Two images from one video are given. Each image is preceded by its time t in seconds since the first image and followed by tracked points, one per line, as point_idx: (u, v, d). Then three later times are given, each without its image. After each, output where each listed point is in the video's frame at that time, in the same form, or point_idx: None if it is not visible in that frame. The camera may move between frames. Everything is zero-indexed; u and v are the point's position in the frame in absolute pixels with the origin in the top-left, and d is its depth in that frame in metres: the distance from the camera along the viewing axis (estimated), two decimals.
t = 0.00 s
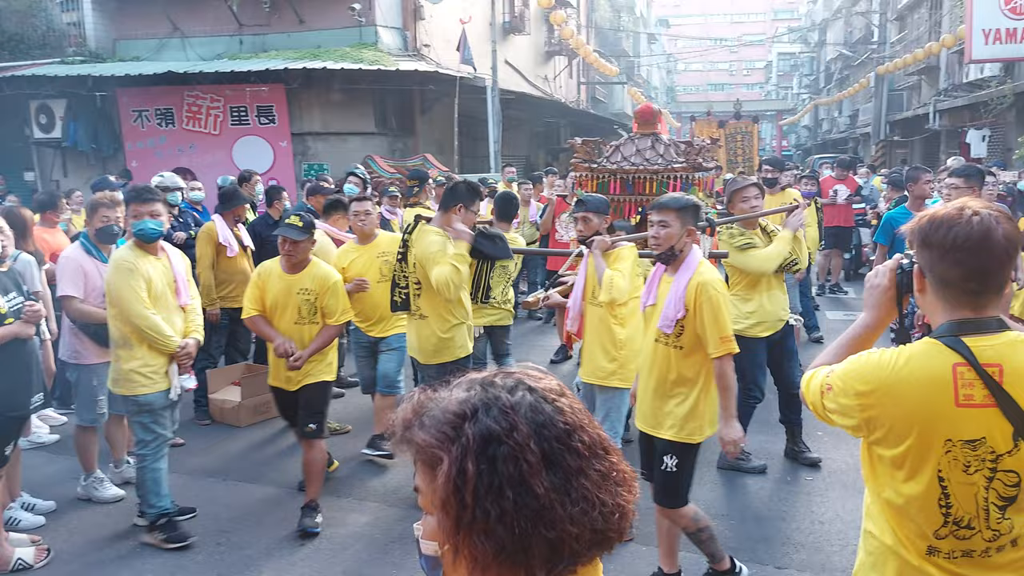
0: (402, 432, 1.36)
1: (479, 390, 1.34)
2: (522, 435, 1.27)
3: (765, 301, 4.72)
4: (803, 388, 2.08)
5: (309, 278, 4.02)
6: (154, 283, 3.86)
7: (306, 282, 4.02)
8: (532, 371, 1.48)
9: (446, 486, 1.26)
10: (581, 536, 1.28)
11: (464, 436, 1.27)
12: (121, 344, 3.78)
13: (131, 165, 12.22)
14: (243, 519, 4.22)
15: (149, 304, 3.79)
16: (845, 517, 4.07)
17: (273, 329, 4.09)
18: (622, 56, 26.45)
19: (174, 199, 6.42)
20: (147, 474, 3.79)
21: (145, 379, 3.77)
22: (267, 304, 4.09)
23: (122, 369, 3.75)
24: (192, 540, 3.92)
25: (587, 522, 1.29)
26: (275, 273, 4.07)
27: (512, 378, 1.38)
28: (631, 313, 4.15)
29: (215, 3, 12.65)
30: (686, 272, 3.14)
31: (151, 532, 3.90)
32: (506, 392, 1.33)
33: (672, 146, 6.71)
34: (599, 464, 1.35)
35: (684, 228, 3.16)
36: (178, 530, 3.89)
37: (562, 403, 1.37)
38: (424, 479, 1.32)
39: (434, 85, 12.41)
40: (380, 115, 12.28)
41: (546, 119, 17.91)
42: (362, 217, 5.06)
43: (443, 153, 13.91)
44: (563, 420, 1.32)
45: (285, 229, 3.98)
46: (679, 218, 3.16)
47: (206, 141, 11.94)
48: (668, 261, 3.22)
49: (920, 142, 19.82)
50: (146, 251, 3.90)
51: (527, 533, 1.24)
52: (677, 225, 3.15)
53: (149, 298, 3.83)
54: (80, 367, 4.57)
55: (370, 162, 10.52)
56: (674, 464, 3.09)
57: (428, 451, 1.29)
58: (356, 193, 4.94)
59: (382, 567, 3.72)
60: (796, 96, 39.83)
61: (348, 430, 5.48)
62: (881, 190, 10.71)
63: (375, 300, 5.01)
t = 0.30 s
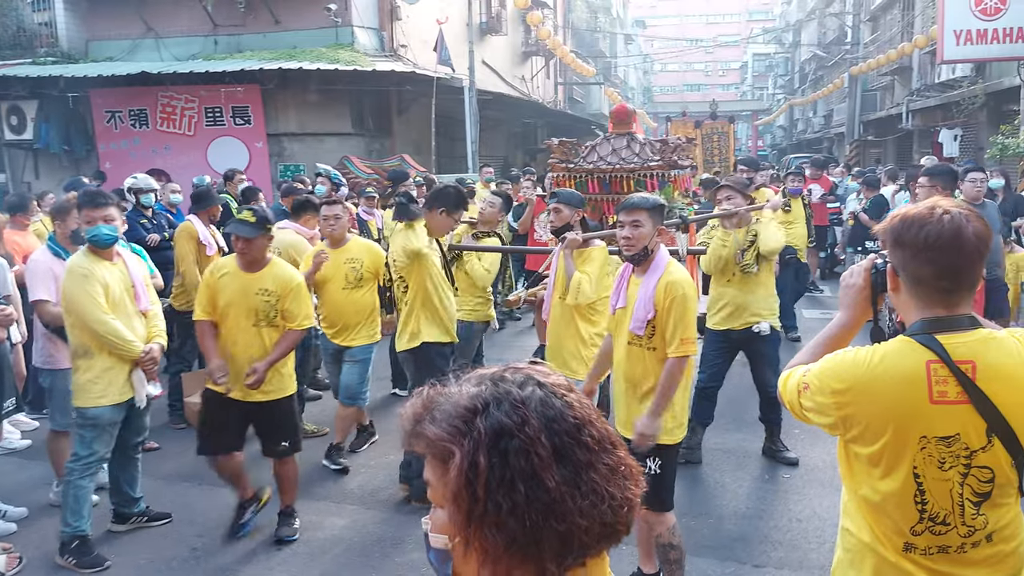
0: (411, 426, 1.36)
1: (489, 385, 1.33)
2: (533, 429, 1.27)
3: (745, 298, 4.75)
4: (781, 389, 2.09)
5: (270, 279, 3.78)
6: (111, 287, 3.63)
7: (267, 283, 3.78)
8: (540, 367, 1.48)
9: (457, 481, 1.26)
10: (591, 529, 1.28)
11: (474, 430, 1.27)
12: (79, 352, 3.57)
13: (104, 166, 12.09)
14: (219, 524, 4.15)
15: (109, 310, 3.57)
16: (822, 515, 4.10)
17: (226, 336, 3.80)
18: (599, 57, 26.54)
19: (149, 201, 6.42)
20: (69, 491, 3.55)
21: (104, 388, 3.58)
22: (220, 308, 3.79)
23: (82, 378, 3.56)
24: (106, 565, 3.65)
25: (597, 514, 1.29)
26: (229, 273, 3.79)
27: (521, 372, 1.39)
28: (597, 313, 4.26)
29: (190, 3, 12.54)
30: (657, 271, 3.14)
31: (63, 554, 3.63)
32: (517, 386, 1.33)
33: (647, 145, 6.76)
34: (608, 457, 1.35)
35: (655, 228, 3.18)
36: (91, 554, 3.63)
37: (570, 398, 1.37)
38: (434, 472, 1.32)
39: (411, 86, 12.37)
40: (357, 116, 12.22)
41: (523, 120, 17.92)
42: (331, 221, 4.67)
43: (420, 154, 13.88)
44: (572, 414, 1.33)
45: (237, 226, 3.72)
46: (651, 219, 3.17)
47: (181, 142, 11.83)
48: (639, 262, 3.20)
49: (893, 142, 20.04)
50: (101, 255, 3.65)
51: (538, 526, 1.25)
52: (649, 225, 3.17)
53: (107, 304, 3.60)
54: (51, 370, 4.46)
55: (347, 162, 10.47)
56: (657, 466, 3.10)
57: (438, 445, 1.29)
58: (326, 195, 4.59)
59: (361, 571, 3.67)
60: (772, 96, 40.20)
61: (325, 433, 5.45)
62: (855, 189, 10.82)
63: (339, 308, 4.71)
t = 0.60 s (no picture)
0: (409, 435, 1.27)
1: (494, 387, 1.26)
2: (543, 432, 1.20)
3: (716, 296, 4.76)
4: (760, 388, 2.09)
5: (190, 297, 3.28)
6: (67, 294, 3.54)
7: (188, 303, 3.28)
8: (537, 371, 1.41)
9: (467, 489, 1.18)
10: (605, 534, 1.21)
11: (482, 436, 1.20)
12: (36, 360, 3.49)
13: (81, 167, 11.96)
14: (198, 528, 4.11)
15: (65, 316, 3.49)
16: (802, 512, 4.12)
17: (148, 370, 3.31)
18: (580, 57, 26.62)
19: (126, 202, 6.37)
20: (42, 498, 3.48)
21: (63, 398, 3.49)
22: (139, 341, 3.30)
23: (40, 388, 3.47)
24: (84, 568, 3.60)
25: (612, 518, 1.22)
26: (145, 298, 3.30)
27: (523, 374, 1.31)
28: (577, 311, 4.28)
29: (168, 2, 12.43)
30: (637, 270, 3.13)
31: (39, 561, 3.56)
32: (523, 388, 1.26)
33: (624, 145, 6.76)
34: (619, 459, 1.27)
35: (638, 229, 3.19)
36: (69, 559, 3.57)
37: (576, 400, 1.30)
38: (439, 481, 1.23)
39: (391, 86, 12.33)
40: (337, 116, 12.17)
41: (504, 120, 17.92)
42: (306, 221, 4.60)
43: (401, 154, 13.85)
44: (580, 416, 1.26)
45: (145, 243, 3.23)
46: (634, 219, 3.18)
47: (159, 143, 11.72)
48: (621, 262, 3.20)
49: (871, 142, 20.21)
50: (57, 261, 3.57)
51: (553, 534, 1.18)
52: (632, 225, 3.18)
53: (63, 311, 3.52)
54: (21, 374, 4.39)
55: (327, 163, 10.41)
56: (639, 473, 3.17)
57: (444, 452, 1.21)
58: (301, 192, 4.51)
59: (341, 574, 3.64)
60: (752, 96, 40.47)
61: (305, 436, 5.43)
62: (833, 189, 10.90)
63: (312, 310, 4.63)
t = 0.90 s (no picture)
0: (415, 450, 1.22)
1: (508, 410, 1.19)
2: (547, 470, 1.13)
3: (697, 299, 4.77)
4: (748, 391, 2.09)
5: (101, 298, 3.02)
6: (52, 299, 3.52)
7: (102, 304, 3.01)
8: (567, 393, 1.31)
9: (457, 518, 1.13)
10: None
11: (482, 463, 1.14)
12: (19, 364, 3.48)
13: (68, 169, 11.88)
14: (186, 533, 4.06)
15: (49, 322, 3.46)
16: (792, 513, 4.13)
17: (60, 380, 3.04)
18: (569, 59, 26.66)
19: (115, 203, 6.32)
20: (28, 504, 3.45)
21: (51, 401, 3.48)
22: (49, 347, 3.05)
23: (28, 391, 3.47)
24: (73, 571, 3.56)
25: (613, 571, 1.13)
26: (56, 302, 3.04)
27: (546, 401, 1.22)
28: (565, 311, 4.24)
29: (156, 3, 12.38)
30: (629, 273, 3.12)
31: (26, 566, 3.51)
32: (538, 419, 1.18)
33: (610, 147, 6.74)
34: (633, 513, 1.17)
35: (628, 232, 3.18)
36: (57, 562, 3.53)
37: (601, 438, 1.20)
38: (436, 503, 1.19)
39: (381, 88, 12.31)
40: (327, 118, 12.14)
41: (494, 121, 17.93)
42: (287, 223, 4.58)
43: (391, 155, 13.83)
44: (595, 457, 1.16)
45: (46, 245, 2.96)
46: (623, 221, 3.17)
47: (147, 144, 11.67)
48: (613, 265, 3.21)
49: (859, 144, 20.31)
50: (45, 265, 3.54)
51: None
52: (621, 229, 3.17)
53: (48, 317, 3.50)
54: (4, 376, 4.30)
55: (316, 165, 10.38)
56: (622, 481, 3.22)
57: (443, 475, 1.16)
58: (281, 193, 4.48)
59: None
60: (741, 98, 40.64)
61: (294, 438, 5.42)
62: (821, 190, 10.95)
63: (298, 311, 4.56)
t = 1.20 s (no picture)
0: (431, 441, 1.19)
1: (529, 430, 1.13)
2: (541, 503, 1.06)
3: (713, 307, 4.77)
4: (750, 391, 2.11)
5: (25, 329, 2.63)
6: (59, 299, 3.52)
7: (23, 337, 2.63)
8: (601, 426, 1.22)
9: (447, 530, 1.10)
10: None
11: (483, 480, 1.09)
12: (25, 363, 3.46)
13: (68, 172, 11.87)
14: (186, 536, 4.05)
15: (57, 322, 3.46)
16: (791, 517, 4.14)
17: None
18: (567, 63, 26.71)
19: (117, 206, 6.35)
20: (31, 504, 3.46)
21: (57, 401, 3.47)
22: None
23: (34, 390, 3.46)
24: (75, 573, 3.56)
25: None
26: None
27: (568, 428, 1.14)
28: (564, 314, 4.25)
29: (156, 6, 12.40)
30: (627, 276, 3.14)
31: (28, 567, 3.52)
32: (550, 448, 1.10)
33: (609, 150, 6.73)
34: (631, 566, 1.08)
35: (628, 235, 3.20)
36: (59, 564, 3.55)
37: (621, 477, 1.11)
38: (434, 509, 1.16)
39: (380, 92, 12.33)
40: (326, 122, 12.18)
41: (492, 125, 17.96)
42: (274, 230, 4.55)
43: (390, 159, 13.85)
44: (603, 502, 1.07)
45: None
46: (624, 225, 3.19)
47: (147, 147, 11.67)
48: (613, 269, 3.22)
49: (857, 148, 20.35)
50: (57, 265, 3.55)
51: None
52: (622, 232, 3.19)
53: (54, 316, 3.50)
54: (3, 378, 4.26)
55: (315, 168, 10.38)
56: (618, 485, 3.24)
57: (444, 485, 1.12)
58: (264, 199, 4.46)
59: None
60: (739, 102, 40.75)
61: (293, 441, 5.42)
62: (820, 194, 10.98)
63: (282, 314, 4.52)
